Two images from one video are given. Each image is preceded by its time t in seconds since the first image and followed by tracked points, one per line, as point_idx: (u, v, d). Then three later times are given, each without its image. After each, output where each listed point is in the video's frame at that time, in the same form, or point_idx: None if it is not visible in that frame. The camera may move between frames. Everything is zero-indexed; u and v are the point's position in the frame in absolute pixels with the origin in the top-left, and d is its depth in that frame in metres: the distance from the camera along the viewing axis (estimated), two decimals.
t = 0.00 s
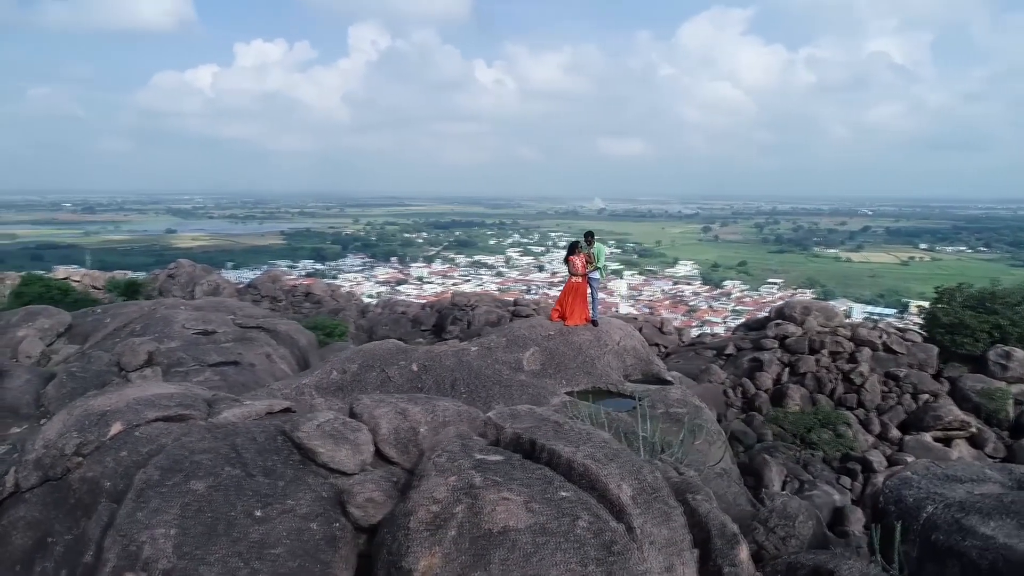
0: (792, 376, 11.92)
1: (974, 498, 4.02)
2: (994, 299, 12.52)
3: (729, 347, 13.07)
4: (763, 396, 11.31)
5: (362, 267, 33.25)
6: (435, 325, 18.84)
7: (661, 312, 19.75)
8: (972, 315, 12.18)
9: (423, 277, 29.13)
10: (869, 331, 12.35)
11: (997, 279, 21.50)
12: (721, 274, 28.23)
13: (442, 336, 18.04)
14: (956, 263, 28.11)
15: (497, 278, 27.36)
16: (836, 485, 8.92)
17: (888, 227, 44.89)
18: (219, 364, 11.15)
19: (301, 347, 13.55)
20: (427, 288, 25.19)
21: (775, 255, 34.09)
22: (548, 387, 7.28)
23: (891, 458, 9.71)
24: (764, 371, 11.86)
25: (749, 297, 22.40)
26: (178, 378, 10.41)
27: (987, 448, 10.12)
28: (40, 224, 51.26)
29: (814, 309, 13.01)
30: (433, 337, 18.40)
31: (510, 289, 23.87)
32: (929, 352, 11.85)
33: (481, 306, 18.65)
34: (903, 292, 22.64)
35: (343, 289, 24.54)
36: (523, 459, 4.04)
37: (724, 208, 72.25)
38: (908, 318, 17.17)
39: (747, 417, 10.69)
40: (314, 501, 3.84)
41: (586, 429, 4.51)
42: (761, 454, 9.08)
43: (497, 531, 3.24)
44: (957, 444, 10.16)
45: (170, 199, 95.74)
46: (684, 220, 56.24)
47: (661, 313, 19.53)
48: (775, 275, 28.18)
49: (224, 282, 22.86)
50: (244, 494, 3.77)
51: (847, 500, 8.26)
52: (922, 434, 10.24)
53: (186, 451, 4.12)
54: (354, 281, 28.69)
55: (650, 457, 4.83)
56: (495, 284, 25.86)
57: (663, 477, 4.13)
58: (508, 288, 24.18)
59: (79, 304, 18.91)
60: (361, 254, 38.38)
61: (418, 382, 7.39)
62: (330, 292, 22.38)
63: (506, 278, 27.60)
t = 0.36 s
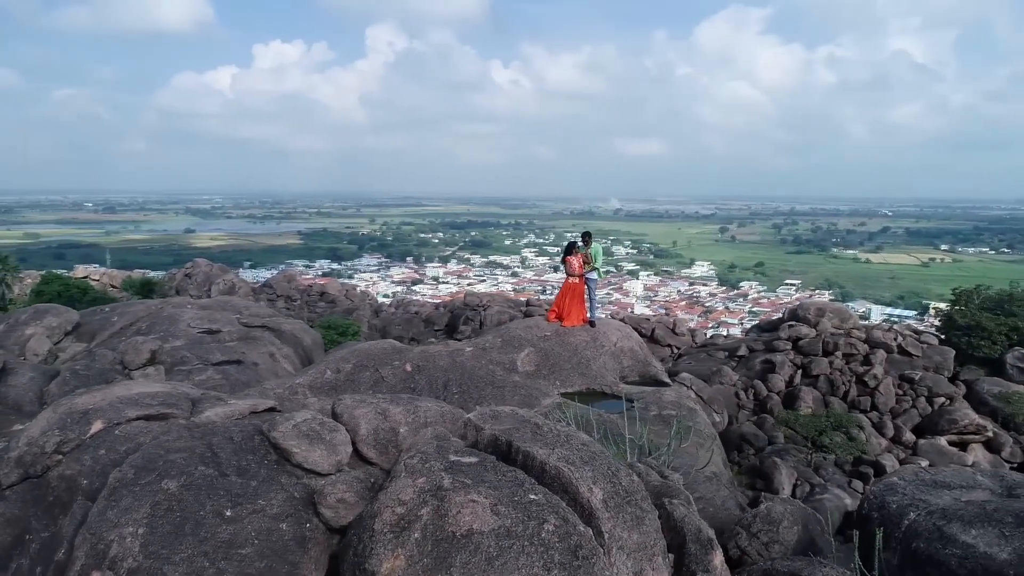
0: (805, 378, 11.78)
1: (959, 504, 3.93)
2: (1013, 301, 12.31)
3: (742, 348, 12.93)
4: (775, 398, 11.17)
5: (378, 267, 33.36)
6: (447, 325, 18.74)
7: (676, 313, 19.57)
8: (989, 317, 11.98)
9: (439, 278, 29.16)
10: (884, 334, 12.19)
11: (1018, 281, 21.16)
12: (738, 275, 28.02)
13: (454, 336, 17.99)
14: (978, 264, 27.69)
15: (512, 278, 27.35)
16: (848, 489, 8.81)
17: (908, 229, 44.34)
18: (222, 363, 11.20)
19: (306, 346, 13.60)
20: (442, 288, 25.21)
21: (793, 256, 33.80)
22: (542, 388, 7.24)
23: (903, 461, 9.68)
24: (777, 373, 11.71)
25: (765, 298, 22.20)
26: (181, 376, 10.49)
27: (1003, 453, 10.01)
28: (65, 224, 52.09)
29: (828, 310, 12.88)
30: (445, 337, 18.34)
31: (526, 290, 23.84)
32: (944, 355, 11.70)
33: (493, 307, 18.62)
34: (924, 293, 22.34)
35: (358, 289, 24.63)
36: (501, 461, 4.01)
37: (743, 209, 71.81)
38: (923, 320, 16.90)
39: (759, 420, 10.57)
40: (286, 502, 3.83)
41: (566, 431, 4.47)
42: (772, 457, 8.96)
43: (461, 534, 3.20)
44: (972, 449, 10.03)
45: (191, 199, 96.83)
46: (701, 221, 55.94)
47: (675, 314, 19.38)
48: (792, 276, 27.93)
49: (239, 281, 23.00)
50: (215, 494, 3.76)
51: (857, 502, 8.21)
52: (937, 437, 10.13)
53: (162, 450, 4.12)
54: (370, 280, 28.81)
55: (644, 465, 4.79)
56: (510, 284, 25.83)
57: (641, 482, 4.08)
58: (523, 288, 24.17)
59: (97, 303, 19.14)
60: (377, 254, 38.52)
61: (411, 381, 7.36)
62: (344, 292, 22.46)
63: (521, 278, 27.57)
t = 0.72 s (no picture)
0: (816, 380, 11.65)
1: (938, 510, 3.85)
2: None
3: (753, 350, 12.86)
4: (785, 400, 11.07)
5: (393, 266, 33.44)
6: (458, 325, 18.60)
7: (689, 314, 19.44)
8: (1005, 320, 11.81)
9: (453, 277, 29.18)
10: (897, 336, 12.07)
11: None
12: (754, 275, 27.83)
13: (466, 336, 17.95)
14: (998, 266, 27.31)
15: (526, 278, 27.33)
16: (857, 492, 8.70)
17: (928, 229, 43.84)
18: (223, 362, 11.26)
19: (308, 346, 13.65)
20: (456, 288, 25.21)
21: (810, 256, 33.52)
22: (533, 389, 7.20)
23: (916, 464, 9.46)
24: (788, 374, 11.59)
25: (781, 299, 22.02)
26: (182, 374, 10.56)
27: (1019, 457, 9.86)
28: (86, 224, 52.79)
29: (842, 312, 12.96)
30: (456, 337, 18.29)
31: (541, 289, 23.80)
32: (959, 358, 11.53)
33: (505, 307, 18.59)
34: (943, 295, 22.07)
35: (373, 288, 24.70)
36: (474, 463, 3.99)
37: (761, 209, 71.33)
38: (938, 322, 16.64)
39: (769, 422, 10.51)
40: (255, 501, 3.83)
41: (543, 432, 4.43)
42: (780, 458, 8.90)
43: (421, 536, 3.18)
44: (987, 452, 9.88)
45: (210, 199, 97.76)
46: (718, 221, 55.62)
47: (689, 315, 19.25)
48: (809, 276, 27.69)
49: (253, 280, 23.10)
50: (184, 492, 3.77)
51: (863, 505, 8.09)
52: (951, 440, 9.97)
53: (136, 448, 4.13)
54: (385, 280, 28.89)
55: (628, 468, 4.74)
56: (524, 284, 25.80)
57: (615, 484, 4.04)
58: (538, 288, 24.15)
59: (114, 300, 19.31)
60: (391, 253, 38.63)
61: (401, 381, 7.34)
62: (358, 292, 22.51)
63: (536, 278, 27.52)
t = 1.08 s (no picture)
0: (828, 382, 11.50)
1: (914, 514, 3.78)
2: None
3: (764, 351, 12.69)
4: (797, 403, 10.96)
5: (409, 267, 33.56)
6: (470, 325, 18.57)
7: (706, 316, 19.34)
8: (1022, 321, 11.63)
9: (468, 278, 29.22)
10: (911, 338, 11.89)
11: None
12: (771, 276, 27.62)
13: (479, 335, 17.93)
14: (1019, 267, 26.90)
15: (541, 279, 27.34)
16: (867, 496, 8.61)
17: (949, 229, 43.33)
18: (224, 361, 11.34)
19: (311, 345, 13.72)
20: (471, 289, 25.23)
21: (828, 258, 33.24)
22: (524, 389, 7.19)
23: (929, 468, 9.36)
24: (800, 376, 11.47)
25: (799, 301, 21.86)
26: (183, 372, 10.64)
27: None
28: (108, 224, 53.48)
29: (855, 314, 12.85)
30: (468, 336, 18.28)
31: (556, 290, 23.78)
32: (974, 360, 11.35)
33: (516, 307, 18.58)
34: (963, 296, 21.77)
35: (389, 289, 24.80)
36: (447, 462, 4.00)
37: (781, 210, 70.84)
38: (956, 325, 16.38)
39: (780, 424, 10.39)
40: (225, 499, 3.83)
41: (519, 432, 4.42)
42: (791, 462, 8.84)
43: (381, 536, 3.17)
44: (1002, 457, 9.81)
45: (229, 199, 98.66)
46: (735, 222, 55.31)
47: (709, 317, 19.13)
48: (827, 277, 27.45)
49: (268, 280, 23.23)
50: (155, 490, 3.79)
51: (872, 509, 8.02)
52: (965, 444, 9.85)
53: (112, 445, 4.15)
54: (400, 280, 29.00)
55: (606, 470, 4.73)
56: (539, 284, 25.79)
57: (588, 486, 4.02)
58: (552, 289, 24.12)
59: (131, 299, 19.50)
60: (407, 254, 38.74)
61: (393, 381, 7.34)
62: (372, 291, 22.59)
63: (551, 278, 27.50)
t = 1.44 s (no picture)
0: (841, 385, 11.40)
1: (886, 518, 3.73)
2: None
3: (778, 352, 12.64)
4: (809, 405, 10.89)
5: (425, 267, 33.62)
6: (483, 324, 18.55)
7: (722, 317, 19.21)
8: None
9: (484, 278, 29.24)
10: (927, 341, 11.76)
11: None
12: (788, 277, 27.39)
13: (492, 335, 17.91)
14: None
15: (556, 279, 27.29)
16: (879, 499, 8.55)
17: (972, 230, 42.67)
18: (228, 359, 11.43)
19: (316, 344, 13.79)
20: (486, 289, 25.24)
21: (848, 259, 32.86)
22: (515, 389, 7.18)
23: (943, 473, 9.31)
24: (812, 378, 11.39)
25: (816, 302, 21.64)
26: (186, 371, 10.76)
27: None
28: (130, 223, 54.18)
29: (870, 316, 12.74)
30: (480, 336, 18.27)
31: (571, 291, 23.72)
32: (991, 363, 11.20)
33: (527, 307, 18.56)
34: (986, 299, 21.43)
35: (404, 288, 24.87)
36: (417, 462, 4.00)
37: (801, 211, 70.23)
38: (974, 328, 16.13)
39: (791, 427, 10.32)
40: (196, 496, 3.87)
41: (494, 433, 4.42)
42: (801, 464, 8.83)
43: (340, 534, 3.17)
44: (1019, 461, 9.65)
45: (249, 200, 99.52)
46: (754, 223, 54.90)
47: (724, 318, 18.99)
48: (846, 279, 27.13)
49: (283, 280, 23.34)
50: (127, 486, 3.83)
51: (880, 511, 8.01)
52: (980, 448, 9.73)
53: (90, 441, 4.20)
54: (415, 279, 29.09)
55: (581, 470, 4.70)
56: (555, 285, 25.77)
57: (559, 486, 4.01)
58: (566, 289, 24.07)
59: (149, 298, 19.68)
60: (424, 254, 38.84)
61: (384, 380, 7.36)
62: (386, 291, 22.65)
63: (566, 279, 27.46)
